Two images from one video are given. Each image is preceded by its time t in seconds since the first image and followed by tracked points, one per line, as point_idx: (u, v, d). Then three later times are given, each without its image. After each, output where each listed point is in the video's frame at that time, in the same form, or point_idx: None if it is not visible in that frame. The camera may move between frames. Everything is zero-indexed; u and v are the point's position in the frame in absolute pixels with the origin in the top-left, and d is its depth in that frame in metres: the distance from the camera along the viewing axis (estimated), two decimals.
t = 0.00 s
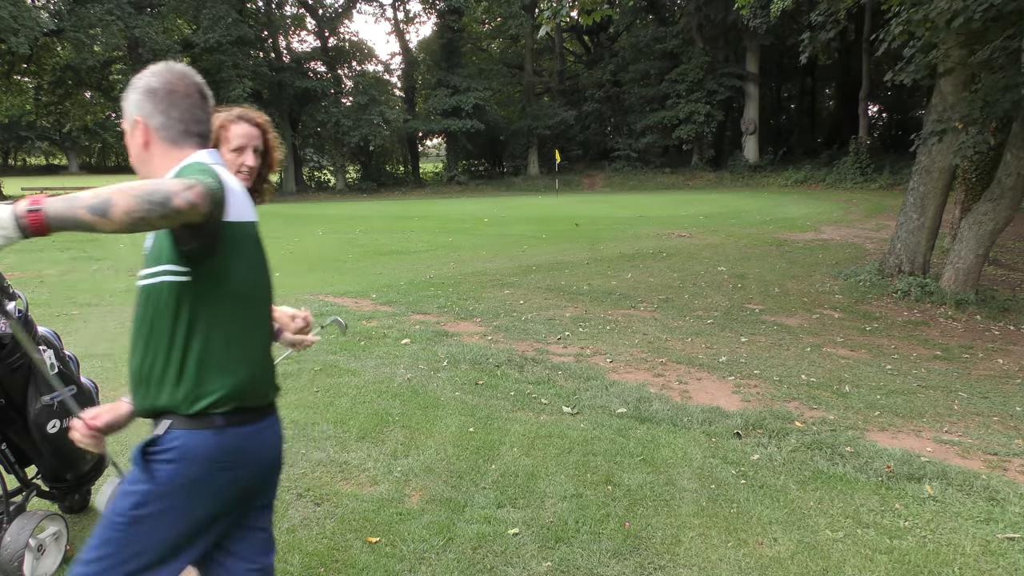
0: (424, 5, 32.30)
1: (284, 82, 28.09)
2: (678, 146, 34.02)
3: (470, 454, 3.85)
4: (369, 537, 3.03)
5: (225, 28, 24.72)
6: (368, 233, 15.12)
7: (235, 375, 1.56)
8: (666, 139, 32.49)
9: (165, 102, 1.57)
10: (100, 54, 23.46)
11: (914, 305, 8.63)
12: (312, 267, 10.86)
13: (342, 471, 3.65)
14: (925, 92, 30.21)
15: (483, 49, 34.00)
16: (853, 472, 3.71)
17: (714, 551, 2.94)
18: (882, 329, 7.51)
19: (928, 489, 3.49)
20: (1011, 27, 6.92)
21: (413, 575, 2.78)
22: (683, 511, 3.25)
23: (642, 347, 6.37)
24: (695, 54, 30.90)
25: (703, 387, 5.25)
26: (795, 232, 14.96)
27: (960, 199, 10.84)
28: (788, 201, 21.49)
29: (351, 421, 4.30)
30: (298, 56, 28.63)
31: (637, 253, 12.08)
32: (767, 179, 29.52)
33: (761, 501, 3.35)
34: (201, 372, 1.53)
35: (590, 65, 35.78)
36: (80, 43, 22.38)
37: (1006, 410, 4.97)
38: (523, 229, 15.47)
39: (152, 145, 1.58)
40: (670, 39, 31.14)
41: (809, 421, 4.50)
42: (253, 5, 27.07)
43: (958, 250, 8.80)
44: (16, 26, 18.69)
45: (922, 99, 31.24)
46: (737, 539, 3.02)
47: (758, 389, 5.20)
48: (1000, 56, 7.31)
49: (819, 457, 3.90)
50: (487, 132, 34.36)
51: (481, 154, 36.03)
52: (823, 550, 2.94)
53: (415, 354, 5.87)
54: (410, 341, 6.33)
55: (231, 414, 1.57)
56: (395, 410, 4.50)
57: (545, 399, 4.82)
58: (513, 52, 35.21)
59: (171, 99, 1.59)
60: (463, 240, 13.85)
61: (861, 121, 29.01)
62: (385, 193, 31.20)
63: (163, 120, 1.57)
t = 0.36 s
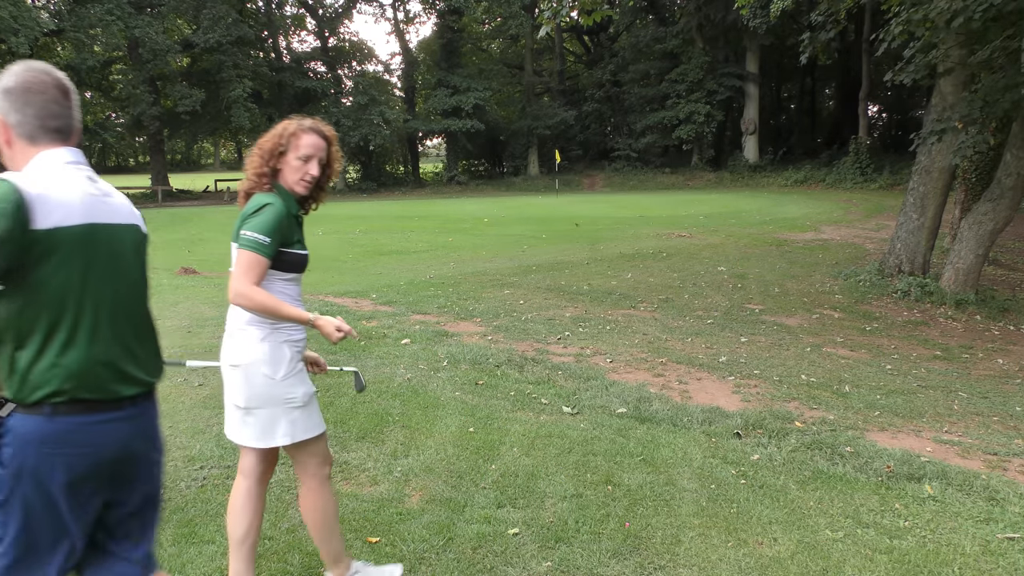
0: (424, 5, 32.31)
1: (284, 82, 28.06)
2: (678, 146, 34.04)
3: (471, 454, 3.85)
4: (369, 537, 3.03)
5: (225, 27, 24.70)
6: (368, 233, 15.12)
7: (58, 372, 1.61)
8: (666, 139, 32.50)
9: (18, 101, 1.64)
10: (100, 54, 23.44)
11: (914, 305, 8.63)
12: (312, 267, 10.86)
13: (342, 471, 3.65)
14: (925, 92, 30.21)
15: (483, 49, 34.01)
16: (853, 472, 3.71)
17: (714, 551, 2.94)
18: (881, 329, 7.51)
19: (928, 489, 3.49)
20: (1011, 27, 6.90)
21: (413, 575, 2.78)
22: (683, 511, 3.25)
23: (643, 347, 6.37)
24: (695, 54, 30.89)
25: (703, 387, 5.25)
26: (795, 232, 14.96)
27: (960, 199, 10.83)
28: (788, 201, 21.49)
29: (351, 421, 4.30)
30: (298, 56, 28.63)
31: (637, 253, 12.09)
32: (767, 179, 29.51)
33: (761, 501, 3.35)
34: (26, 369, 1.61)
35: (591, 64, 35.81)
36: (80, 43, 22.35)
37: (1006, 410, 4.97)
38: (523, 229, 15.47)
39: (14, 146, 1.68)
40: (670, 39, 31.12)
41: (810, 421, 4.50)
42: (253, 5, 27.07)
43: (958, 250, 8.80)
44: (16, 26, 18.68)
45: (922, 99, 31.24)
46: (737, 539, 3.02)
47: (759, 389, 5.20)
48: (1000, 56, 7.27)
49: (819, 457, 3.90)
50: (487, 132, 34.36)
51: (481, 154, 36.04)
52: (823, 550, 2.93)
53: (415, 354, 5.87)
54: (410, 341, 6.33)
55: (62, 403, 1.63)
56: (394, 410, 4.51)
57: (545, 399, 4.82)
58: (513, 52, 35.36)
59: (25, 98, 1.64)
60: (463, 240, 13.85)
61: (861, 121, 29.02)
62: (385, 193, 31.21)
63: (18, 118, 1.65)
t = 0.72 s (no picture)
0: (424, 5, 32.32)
1: (284, 82, 28.08)
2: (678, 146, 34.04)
3: (471, 454, 3.85)
4: (369, 537, 3.02)
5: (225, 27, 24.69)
6: (368, 232, 15.12)
7: None
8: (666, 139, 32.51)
9: None
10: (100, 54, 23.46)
11: (914, 305, 8.63)
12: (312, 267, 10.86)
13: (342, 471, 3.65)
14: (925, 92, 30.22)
15: (483, 48, 34.01)
16: (853, 472, 3.71)
17: (714, 551, 2.94)
18: (881, 329, 7.51)
19: (928, 489, 3.49)
20: (1011, 27, 6.88)
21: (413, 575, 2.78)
22: (683, 511, 3.25)
23: (642, 347, 6.37)
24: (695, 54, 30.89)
25: (703, 387, 5.25)
26: (794, 232, 14.96)
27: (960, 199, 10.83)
28: (787, 201, 21.48)
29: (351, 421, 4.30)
30: (298, 56, 28.58)
31: (636, 253, 12.10)
32: (767, 179, 29.51)
33: (761, 501, 3.35)
34: None
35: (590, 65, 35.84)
36: (81, 43, 22.36)
37: (1006, 410, 4.96)
38: (523, 229, 15.48)
39: None
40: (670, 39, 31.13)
41: (809, 421, 4.50)
42: (253, 5, 27.06)
43: (958, 251, 8.79)
44: (16, 27, 18.68)
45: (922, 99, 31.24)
46: (737, 539, 3.02)
47: (758, 389, 5.20)
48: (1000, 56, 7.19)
49: (819, 457, 3.90)
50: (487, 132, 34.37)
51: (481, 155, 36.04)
52: (824, 550, 2.93)
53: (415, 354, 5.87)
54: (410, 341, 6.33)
55: None
56: (394, 410, 4.51)
57: (545, 399, 4.82)
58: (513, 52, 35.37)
59: None
60: (463, 240, 13.84)
61: (861, 121, 29.03)
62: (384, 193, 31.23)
63: None
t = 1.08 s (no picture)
0: (424, 5, 32.33)
1: (284, 82, 28.10)
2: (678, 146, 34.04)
3: (470, 454, 3.85)
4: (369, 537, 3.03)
5: (225, 27, 24.69)
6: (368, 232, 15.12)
7: None
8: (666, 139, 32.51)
9: None
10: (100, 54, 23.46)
11: (914, 305, 8.63)
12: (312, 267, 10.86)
13: (343, 471, 3.65)
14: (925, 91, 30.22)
15: (483, 48, 34.00)
16: (853, 472, 3.71)
17: (714, 551, 2.93)
18: (881, 329, 7.51)
19: (928, 489, 3.49)
20: (1011, 27, 6.88)
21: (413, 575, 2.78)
22: (683, 511, 3.25)
23: (643, 347, 6.37)
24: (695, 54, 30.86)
25: (703, 387, 5.25)
26: (794, 232, 14.97)
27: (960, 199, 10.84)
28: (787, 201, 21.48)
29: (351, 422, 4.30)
30: (298, 56, 28.56)
31: (636, 253, 12.11)
32: (767, 179, 29.51)
33: (761, 501, 3.35)
34: None
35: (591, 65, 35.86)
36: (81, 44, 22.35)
37: (1006, 410, 4.96)
38: (523, 229, 15.48)
39: None
40: (670, 39, 31.13)
41: (809, 421, 4.50)
42: (253, 5, 27.03)
43: (958, 251, 8.79)
44: (16, 27, 18.66)
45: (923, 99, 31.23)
46: (737, 539, 3.02)
47: (759, 389, 5.20)
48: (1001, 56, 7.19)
49: (819, 457, 3.90)
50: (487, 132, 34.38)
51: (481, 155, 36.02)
52: (824, 550, 2.93)
53: (416, 354, 5.87)
54: (410, 341, 6.33)
55: None
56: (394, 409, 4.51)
57: (545, 399, 4.82)
58: (513, 52, 35.34)
59: None
60: (463, 240, 13.85)
61: (861, 121, 29.04)
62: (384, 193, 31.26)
63: None
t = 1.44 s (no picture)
0: (424, 5, 32.32)
1: (284, 82, 28.12)
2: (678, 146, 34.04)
3: (471, 454, 3.86)
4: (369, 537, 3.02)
5: (225, 27, 24.68)
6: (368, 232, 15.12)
7: None
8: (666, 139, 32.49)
9: None
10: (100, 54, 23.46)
11: (914, 304, 8.63)
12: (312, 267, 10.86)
13: (342, 471, 3.65)
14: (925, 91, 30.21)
15: (483, 48, 34.01)
16: (853, 472, 3.71)
17: (714, 551, 2.94)
18: (882, 329, 7.51)
19: (928, 489, 3.49)
20: (1010, 27, 6.88)
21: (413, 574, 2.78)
22: (683, 512, 3.25)
23: (643, 347, 6.38)
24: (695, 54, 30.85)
25: (703, 387, 5.25)
26: (794, 232, 14.97)
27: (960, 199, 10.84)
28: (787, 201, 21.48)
29: (351, 421, 4.31)
30: (298, 56, 28.57)
31: (636, 253, 12.11)
32: (767, 179, 29.51)
33: (761, 501, 3.35)
34: None
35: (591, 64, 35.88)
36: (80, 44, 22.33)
37: (1005, 410, 4.97)
38: (523, 229, 15.49)
39: None
40: (670, 39, 31.12)
41: (809, 421, 4.50)
42: (253, 5, 27.02)
43: (958, 251, 8.79)
44: (16, 27, 18.67)
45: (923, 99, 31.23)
46: (737, 540, 3.02)
47: (758, 389, 5.20)
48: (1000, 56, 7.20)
49: (819, 457, 3.90)
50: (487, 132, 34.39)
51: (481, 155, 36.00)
52: (824, 550, 2.93)
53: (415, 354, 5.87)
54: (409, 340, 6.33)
55: None
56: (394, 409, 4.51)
57: (545, 399, 4.82)
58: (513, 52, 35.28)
59: None
60: (463, 240, 13.85)
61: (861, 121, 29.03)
62: (384, 193, 31.27)
63: None
